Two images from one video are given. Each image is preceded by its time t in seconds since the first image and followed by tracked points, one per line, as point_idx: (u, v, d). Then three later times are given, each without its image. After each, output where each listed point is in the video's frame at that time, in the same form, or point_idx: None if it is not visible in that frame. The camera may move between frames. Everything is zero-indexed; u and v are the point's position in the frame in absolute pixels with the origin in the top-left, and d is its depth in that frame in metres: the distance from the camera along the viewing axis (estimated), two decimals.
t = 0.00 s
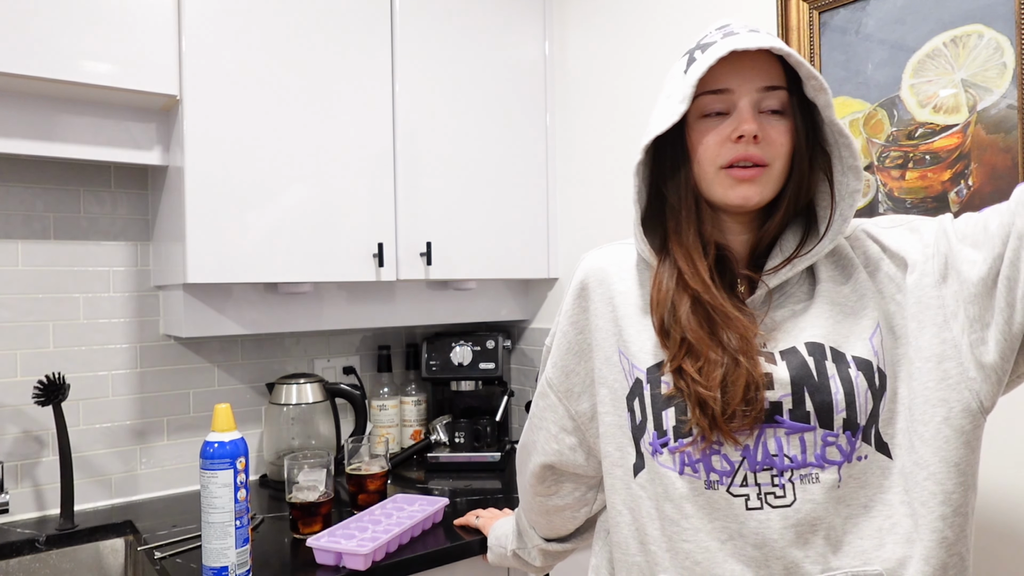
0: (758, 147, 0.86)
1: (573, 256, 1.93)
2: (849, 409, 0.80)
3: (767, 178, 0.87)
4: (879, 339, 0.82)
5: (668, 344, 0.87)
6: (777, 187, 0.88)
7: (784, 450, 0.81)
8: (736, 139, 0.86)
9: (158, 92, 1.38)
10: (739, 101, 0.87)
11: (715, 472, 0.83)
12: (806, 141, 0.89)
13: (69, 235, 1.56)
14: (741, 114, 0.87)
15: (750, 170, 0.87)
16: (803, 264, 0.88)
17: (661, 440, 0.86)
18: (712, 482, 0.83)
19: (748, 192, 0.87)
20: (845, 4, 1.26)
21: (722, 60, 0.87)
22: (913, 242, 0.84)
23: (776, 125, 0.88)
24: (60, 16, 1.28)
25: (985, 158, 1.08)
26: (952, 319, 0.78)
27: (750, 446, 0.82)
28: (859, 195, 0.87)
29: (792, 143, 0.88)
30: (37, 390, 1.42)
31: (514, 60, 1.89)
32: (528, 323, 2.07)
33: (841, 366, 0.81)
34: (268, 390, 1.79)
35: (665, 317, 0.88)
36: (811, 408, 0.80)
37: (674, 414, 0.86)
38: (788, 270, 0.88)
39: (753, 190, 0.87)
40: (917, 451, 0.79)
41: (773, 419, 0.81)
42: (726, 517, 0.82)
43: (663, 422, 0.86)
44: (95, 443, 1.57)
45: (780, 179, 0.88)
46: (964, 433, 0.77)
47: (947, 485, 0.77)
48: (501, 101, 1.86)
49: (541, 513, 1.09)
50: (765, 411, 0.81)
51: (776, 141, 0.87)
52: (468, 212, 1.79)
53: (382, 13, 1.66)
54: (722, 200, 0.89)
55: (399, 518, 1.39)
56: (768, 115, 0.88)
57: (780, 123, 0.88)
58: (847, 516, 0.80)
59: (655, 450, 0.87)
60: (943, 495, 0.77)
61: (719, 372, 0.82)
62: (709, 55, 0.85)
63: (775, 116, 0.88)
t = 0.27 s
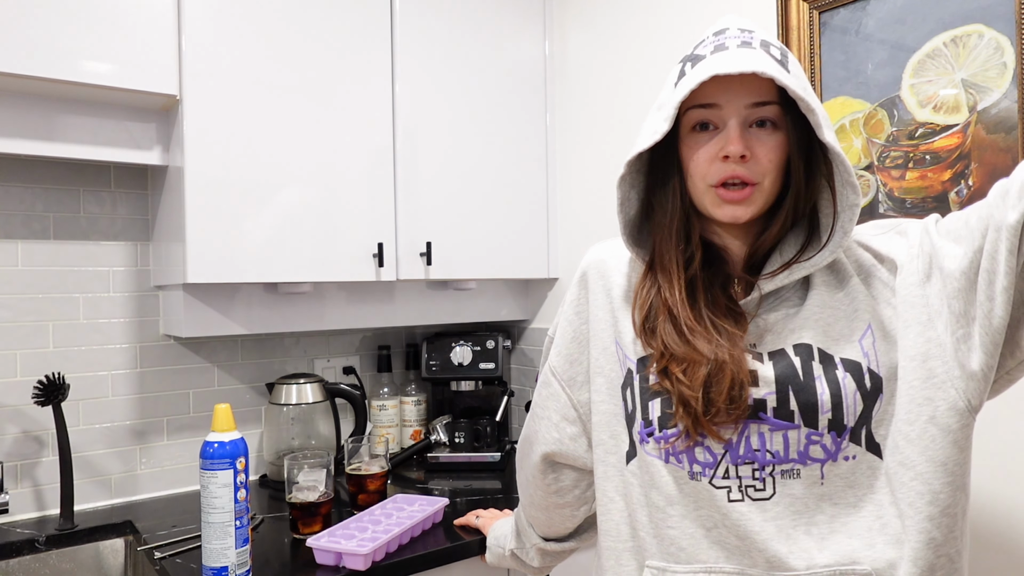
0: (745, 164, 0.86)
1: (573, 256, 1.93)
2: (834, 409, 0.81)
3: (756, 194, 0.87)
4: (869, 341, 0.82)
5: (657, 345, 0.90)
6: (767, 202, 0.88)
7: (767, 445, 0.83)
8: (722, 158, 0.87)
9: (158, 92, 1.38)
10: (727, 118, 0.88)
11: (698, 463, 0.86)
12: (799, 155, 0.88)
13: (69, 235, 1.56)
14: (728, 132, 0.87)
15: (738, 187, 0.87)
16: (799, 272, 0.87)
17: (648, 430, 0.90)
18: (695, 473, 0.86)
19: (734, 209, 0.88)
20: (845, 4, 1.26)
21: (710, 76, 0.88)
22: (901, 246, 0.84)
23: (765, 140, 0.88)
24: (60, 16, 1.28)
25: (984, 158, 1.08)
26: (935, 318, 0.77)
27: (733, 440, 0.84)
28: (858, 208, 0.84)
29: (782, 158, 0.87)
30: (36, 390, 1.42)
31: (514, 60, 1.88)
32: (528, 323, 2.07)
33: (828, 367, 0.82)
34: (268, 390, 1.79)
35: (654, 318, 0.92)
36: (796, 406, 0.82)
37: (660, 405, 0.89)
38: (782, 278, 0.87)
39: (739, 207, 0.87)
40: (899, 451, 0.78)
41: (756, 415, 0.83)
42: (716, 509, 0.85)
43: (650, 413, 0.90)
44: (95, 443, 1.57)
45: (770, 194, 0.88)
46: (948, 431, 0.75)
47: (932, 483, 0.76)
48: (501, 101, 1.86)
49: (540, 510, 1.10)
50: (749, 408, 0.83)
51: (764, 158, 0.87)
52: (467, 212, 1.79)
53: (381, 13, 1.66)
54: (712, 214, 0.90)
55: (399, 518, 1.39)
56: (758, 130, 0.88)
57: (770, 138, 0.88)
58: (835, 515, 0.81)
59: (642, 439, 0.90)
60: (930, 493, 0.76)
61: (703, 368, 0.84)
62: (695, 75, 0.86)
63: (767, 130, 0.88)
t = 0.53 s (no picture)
0: (739, 172, 0.86)
1: (574, 256, 1.93)
2: (816, 409, 0.81)
3: (750, 202, 0.87)
4: (855, 342, 0.82)
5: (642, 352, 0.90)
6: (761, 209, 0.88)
7: (747, 441, 0.84)
8: (716, 166, 0.86)
9: (158, 92, 1.38)
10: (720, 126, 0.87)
11: (681, 454, 0.88)
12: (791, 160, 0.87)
13: (69, 235, 1.56)
14: (721, 139, 0.86)
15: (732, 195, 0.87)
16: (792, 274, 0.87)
17: (634, 420, 0.92)
18: (677, 463, 0.88)
19: (729, 217, 0.87)
20: (845, 3, 1.26)
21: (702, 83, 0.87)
22: (900, 250, 0.84)
23: (759, 147, 0.87)
24: (60, 16, 1.28)
25: (985, 158, 1.08)
26: (930, 318, 0.77)
27: (715, 435, 0.86)
28: (849, 212, 0.85)
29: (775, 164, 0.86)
30: (37, 390, 1.42)
31: (514, 60, 1.88)
32: (528, 323, 2.07)
33: (812, 366, 0.82)
34: (268, 390, 1.79)
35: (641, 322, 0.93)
36: (776, 404, 0.83)
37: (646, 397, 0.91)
38: (775, 279, 0.88)
39: (734, 215, 0.87)
40: (891, 450, 0.78)
41: (738, 410, 0.84)
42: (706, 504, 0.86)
43: (636, 403, 0.92)
44: (95, 443, 1.57)
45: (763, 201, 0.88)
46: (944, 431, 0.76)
47: (925, 483, 0.76)
48: (501, 101, 1.86)
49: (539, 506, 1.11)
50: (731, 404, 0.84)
51: (757, 164, 0.86)
52: (468, 212, 1.79)
53: (381, 13, 1.66)
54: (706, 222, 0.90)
55: (399, 518, 1.39)
56: (751, 137, 0.87)
57: (763, 144, 0.87)
58: (816, 515, 0.81)
59: (628, 428, 0.93)
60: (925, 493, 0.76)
61: (683, 379, 0.84)
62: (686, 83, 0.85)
63: (759, 136, 0.87)
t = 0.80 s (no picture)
0: (732, 178, 0.86)
1: (573, 256, 1.93)
2: (811, 411, 0.81)
3: (743, 207, 0.87)
4: (852, 344, 0.82)
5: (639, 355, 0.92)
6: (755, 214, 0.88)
7: (743, 441, 0.85)
8: (708, 173, 0.86)
9: (158, 92, 1.38)
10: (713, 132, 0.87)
11: (677, 453, 0.89)
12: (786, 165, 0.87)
13: (69, 235, 1.56)
14: (714, 146, 0.87)
15: (726, 200, 0.87)
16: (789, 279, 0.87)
17: (631, 418, 0.93)
18: (673, 462, 0.89)
19: (722, 222, 0.87)
20: (845, 4, 1.26)
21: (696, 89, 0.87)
22: (898, 249, 0.84)
23: (752, 152, 0.87)
24: (60, 16, 1.28)
25: (984, 158, 1.08)
26: (926, 319, 0.77)
27: (712, 434, 0.87)
28: (845, 218, 0.84)
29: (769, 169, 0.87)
30: (37, 390, 1.42)
31: (514, 60, 1.88)
32: (528, 323, 2.07)
33: (808, 369, 0.83)
34: (268, 390, 1.79)
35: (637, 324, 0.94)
36: (772, 406, 0.83)
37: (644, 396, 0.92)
38: (771, 284, 0.88)
39: (728, 220, 0.87)
40: (884, 452, 0.78)
41: (734, 411, 0.85)
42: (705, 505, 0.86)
43: (633, 402, 0.93)
44: (95, 443, 1.57)
45: (758, 206, 0.88)
46: (937, 432, 0.75)
47: (919, 483, 0.76)
48: (501, 101, 1.86)
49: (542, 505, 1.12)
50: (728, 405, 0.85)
51: (751, 170, 0.86)
52: (468, 212, 1.79)
53: (381, 13, 1.66)
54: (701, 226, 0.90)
55: (399, 518, 1.39)
56: (745, 142, 0.87)
57: (757, 149, 0.87)
58: (811, 516, 0.82)
59: (626, 427, 0.94)
60: (916, 494, 0.76)
61: (678, 383, 0.86)
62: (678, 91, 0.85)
63: (754, 142, 0.87)
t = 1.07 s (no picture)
0: (728, 176, 0.86)
1: (573, 256, 1.93)
2: (808, 411, 0.81)
3: (739, 206, 0.87)
4: (848, 344, 0.82)
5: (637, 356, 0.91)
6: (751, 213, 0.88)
7: (741, 442, 0.85)
8: (704, 170, 0.86)
9: (158, 92, 1.38)
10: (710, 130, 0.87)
11: (675, 454, 0.89)
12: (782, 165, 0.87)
13: (69, 235, 1.56)
14: (711, 144, 0.87)
15: (721, 199, 0.87)
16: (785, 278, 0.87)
17: (629, 419, 0.93)
18: (671, 463, 0.89)
19: (718, 221, 0.87)
20: (845, 4, 1.26)
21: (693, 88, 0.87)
22: (892, 247, 0.84)
23: (749, 151, 0.87)
24: (60, 16, 1.28)
25: (984, 158, 1.07)
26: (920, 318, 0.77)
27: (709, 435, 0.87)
28: (841, 219, 0.84)
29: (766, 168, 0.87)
30: (37, 390, 1.42)
31: (514, 60, 1.88)
32: (528, 323, 2.07)
33: (805, 369, 0.83)
34: (268, 390, 1.79)
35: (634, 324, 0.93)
36: (769, 406, 0.83)
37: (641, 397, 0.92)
38: (768, 283, 0.88)
39: (724, 218, 0.87)
40: (881, 451, 0.78)
41: (732, 411, 0.86)
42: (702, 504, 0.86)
43: (631, 403, 0.93)
44: (95, 443, 1.57)
45: (754, 205, 0.88)
46: (934, 431, 0.76)
47: (916, 482, 0.76)
48: (502, 100, 1.86)
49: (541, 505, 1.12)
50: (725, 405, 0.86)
51: (747, 169, 0.86)
52: (467, 212, 1.78)
53: (381, 13, 1.66)
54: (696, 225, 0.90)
55: (399, 518, 1.39)
56: (741, 141, 0.87)
57: (753, 148, 0.87)
58: (809, 515, 0.82)
59: (624, 428, 0.94)
60: (913, 492, 0.76)
61: (676, 382, 0.86)
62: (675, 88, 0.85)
63: (750, 141, 0.88)
